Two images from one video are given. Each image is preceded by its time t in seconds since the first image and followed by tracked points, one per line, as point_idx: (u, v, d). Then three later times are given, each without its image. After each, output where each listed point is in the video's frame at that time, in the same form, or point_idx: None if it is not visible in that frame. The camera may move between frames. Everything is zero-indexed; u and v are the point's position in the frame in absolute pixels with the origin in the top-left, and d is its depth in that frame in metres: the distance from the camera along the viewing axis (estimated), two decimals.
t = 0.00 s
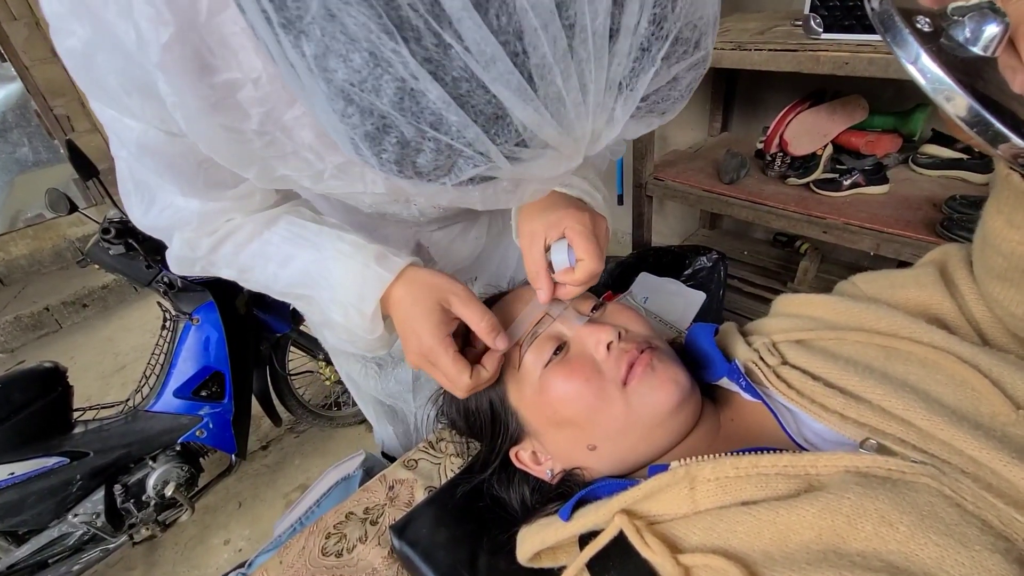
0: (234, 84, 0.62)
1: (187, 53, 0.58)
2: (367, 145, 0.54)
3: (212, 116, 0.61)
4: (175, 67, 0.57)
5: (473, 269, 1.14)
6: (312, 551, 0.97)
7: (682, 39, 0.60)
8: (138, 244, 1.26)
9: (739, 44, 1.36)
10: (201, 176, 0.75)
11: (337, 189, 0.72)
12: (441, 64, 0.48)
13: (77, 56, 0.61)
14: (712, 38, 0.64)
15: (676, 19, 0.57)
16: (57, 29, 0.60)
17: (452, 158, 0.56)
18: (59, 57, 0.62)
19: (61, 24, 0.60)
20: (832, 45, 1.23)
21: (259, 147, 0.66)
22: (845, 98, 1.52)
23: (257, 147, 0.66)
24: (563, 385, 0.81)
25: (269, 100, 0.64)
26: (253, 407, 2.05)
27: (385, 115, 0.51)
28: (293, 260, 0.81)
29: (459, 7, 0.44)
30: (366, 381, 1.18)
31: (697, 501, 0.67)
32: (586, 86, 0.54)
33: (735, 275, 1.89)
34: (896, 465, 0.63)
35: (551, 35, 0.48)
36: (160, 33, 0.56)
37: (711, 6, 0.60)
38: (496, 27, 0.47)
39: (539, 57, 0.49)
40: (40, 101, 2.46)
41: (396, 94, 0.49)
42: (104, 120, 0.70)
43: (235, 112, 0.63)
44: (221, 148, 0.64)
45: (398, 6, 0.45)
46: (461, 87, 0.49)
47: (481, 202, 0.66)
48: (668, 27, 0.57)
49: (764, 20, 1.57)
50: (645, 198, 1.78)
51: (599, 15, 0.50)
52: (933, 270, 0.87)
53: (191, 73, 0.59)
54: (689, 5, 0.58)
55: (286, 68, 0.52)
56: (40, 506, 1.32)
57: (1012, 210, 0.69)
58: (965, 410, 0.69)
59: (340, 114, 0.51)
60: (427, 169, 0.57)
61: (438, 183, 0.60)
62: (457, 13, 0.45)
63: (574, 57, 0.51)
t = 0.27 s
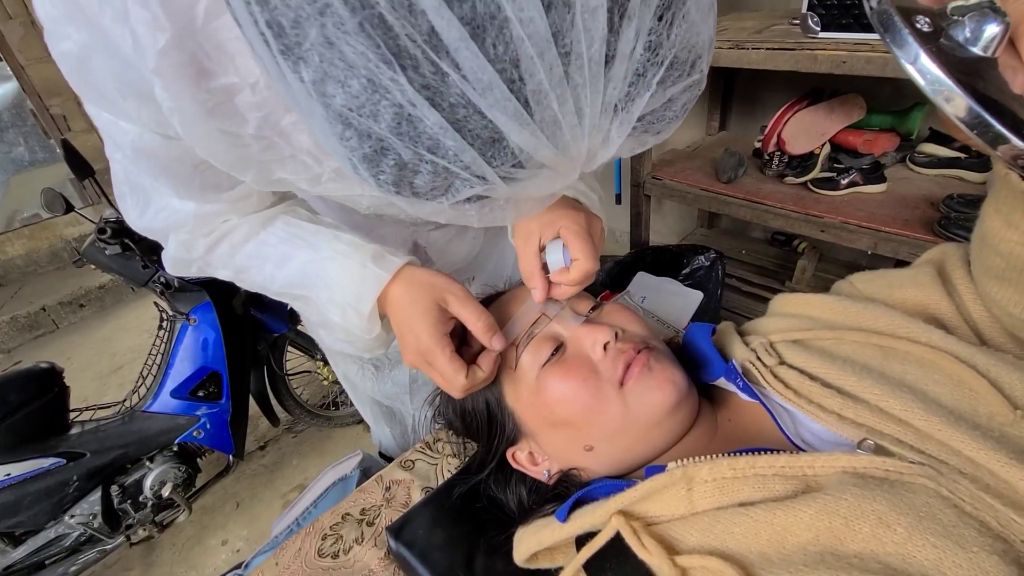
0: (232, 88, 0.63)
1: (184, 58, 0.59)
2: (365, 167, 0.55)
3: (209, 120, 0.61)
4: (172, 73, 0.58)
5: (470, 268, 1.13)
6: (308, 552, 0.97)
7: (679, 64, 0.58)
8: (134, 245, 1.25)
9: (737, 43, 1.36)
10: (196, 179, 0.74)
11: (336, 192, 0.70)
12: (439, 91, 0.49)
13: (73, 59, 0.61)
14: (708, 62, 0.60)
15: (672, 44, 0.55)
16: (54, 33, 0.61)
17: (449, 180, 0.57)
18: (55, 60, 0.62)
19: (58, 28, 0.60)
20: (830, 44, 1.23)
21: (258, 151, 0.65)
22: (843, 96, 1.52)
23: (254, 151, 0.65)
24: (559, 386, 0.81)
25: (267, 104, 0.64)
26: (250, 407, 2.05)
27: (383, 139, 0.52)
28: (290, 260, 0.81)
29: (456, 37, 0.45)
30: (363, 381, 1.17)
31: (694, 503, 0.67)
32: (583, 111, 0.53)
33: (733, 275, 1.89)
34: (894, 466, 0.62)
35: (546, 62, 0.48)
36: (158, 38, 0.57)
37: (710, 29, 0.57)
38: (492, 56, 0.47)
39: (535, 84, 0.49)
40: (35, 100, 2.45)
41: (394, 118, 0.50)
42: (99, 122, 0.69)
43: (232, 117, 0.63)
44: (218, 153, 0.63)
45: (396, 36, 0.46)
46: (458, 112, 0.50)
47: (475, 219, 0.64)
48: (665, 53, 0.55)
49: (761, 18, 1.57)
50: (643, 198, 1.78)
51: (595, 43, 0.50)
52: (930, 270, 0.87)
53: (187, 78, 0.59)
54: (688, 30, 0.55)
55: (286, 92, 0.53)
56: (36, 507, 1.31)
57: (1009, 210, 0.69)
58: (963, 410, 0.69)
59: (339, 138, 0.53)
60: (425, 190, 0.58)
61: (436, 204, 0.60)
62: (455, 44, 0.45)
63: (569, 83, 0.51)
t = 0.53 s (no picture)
0: (232, 92, 0.63)
1: (184, 62, 0.59)
2: (363, 176, 0.56)
3: (211, 123, 0.61)
4: (172, 76, 0.58)
5: (470, 268, 1.13)
6: (308, 552, 0.97)
7: (674, 73, 0.58)
8: (134, 244, 1.26)
9: (736, 43, 1.36)
10: (196, 181, 0.74)
11: (337, 194, 0.71)
12: (437, 102, 0.49)
13: (74, 62, 0.61)
14: (704, 71, 0.60)
15: (667, 55, 0.55)
16: (54, 37, 0.61)
17: (447, 189, 0.57)
18: (55, 64, 0.62)
19: (58, 31, 0.60)
20: (829, 43, 1.23)
21: (258, 153, 0.66)
22: (842, 96, 1.51)
23: (256, 153, 0.66)
24: (558, 385, 0.81)
25: (267, 108, 0.64)
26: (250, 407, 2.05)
27: (381, 149, 0.53)
28: (289, 260, 0.81)
29: (453, 51, 0.45)
30: (362, 382, 1.18)
31: (693, 502, 0.67)
32: (579, 119, 0.53)
33: (731, 275, 1.89)
34: (892, 466, 0.63)
35: (542, 75, 0.48)
36: (157, 42, 0.57)
37: (704, 39, 0.57)
38: (488, 69, 0.47)
39: (531, 94, 0.49)
40: (34, 100, 2.45)
41: (392, 129, 0.51)
42: (98, 124, 0.69)
43: (232, 119, 0.63)
44: (220, 156, 0.64)
45: (394, 50, 0.46)
46: (456, 123, 0.51)
47: (474, 227, 0.65)
48: (659, 64, 0.55)
49: (760, 18, 1.58)
50: (642, 197, 1.78)
51: (591, 53, 0.49)
52: (928, 270, 0.87)
53: (189, 81, 0.59)
54: (683, 40, 0.55)
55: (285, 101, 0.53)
56: (36, 507, 1.31)
57: (1008, 211, 0.70)
58: (961, 410, 0.69)
59: (339, 148, 0.53)
60: (423, 199, 0.59)
61: (434, 212, 0.60)
62: (451, 57, 0.45)
63: (565, 94, 0.51)
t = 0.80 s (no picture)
0: (233, 95, 0.63)
1: (185, 65, 0.59)
2: (366, 186, 0.56)
3: (211, 125, 0.62)
4: (173, 79, 0.58)
5: (468, 267, 1.14)
6: (307, 551, 0.97)
7: (669, 83, 0.58)
8: (132, 244, 1.26)
9: (733, 42, 1.36)
10: (196, 181, 0.74)
11: (335, 195, 0.72)
12: (437, 114, 0.49)
13: (73, 65, 0.61)
14: (698, 80, 0.61)
15: (662, 66, 0.55)
16: (54, 39, 0.61)
17: (448, 198, 0.57)
18: (55, 66, 0.62)
19: (57, 34, 0.61)
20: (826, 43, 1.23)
21: (257, 155, 0.66)
22: (839, 95, 1.52)
23: (255, 154, 0.66)
24: (555, 384, 0.82)
25: (267, 111, 0.65)
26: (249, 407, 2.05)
27: (383, 159, 0.53)
28: (289, 261, 0.81)
29: (453, 65, 0.46)
30: (361, 381, 1.18)
31: (689, 501, 0.68)
32: (576, 129, 0.53)
33: (729, 274, 1.90)
34: (886, 464, 0.63)
35: (540, 87, 0.48)
36: (158, 46, 0.57)
37: (698, 48, 0.57)
38: (487, 82, 0.47)
39: (530, 106, 0.49)
40: (31, 100, 2.44)
41: (394, 140, 0.51)
42: (97, 126, 0.70)
43: (232, 121, 0.63)
44: (219, 157, 0.64)
45: (396, 64, 0.46)
46: (456, 134, 0.51)
47: (473, 232, 0.64)
48: (655, 75, 0.55)
49: (757, 18, 1.58)
50: (640, 196, 1.78)
51: (587, 66, 0.49)
52: (923, 270, 0.88)
53: (189, 83, 0.60)
54: (677, 51, 0.55)
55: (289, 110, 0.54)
56: (34, 507, 1.31)
57: (1003, 211, 0.70)
58: (954, 409, 0.70)
59: (342, 158, 0.54)
60: (425, 208, 0.58)
61: (435, 220, 0.60)
62: (451, 71, 0.46)
63: (562, 105, 0.51)
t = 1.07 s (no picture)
0: (235, 97, 0.64)
1: (187, 68, 0.59)
2: (373, 195, 0.56)
3: (212, 128, 0.62)
4: (176, 82, 0.59)
5: (467, 267, 1.14)
6: (307, 551, 0.98)
7: (669, 93, 0.58)
8: (131, 244, 1.26)
9: (732, 42, 1.36)
10: (198, 183, 0.75)
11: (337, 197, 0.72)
12: (444, 126, 0.49)
13: (76, 67, 0.62)
14: (698, 89, 0.61)
15: (663, 77, 0.55)
16: (57, 42, 0.61)
17: (453, 206, 0.56)
18: (57, 69, 0.63)
19: (59, 37, 0.61)
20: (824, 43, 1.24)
21: (259, 157, 0.67)
22: (838, 95, 1.52)
23: (257, 156, 0.66)
24: (555, 384, 0.82)
25: (269, 113, 0.65)
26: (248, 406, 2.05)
27: (390, 169, 0.53)
28: (290, 262, 0.81)
29: (459, 79, 0.45)
30: (360, 381, 1.18)
31: (688, 500, 0.68)
32: (578, 137, 0.53)
33: (728, 273, 1.90)
34: (883, 464, 0.64)
35: (544, 99, 0.48)
36: (160, 49, 0.57)
37: (698, 59, 0.57)
38: (492, 95, 0.47)
39: (533, 117, 0.49)
40: (30, 99, 2.44)
41: (401, 151, 0.51)
42: (99, 128, 0.70)
43: (235, 124, 0.64)
44: (221, 158, 0.65)
45: (403, 78, 0.45)
46: (461, 145, 0.50)
47: (477, 238, 0.64)
48: (655, 86, 0.55)
49: (755, 18, 1.58)
50: (640, 196, 1.79)
51: (589, 78, 0.49)
52: (921, 270, 0.88)
53: (193, 86, 0.60)
54: (677, 64, 0.55)
55: (296, 119, 0.54)
56: (34, 507, 1.32)
57: (1000, 212, 0.70)
58: (951, 408, 0.70)
59: (349, 167, 0.53)
60: (430, 215, 0.58)
61: (441, 227, 0.60)
62: (457, 85, 0.45)
63: (564, 115, 0.50)
